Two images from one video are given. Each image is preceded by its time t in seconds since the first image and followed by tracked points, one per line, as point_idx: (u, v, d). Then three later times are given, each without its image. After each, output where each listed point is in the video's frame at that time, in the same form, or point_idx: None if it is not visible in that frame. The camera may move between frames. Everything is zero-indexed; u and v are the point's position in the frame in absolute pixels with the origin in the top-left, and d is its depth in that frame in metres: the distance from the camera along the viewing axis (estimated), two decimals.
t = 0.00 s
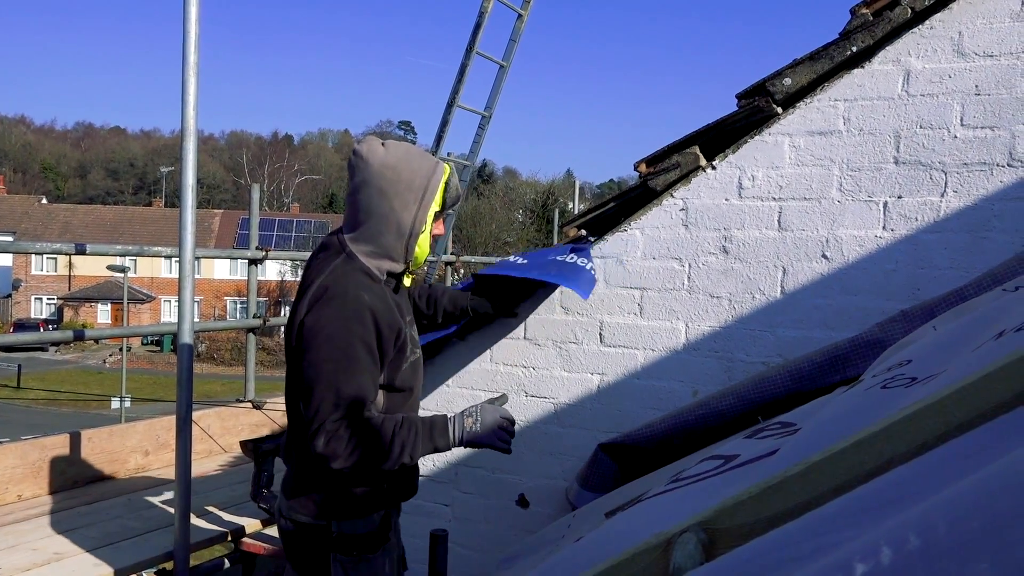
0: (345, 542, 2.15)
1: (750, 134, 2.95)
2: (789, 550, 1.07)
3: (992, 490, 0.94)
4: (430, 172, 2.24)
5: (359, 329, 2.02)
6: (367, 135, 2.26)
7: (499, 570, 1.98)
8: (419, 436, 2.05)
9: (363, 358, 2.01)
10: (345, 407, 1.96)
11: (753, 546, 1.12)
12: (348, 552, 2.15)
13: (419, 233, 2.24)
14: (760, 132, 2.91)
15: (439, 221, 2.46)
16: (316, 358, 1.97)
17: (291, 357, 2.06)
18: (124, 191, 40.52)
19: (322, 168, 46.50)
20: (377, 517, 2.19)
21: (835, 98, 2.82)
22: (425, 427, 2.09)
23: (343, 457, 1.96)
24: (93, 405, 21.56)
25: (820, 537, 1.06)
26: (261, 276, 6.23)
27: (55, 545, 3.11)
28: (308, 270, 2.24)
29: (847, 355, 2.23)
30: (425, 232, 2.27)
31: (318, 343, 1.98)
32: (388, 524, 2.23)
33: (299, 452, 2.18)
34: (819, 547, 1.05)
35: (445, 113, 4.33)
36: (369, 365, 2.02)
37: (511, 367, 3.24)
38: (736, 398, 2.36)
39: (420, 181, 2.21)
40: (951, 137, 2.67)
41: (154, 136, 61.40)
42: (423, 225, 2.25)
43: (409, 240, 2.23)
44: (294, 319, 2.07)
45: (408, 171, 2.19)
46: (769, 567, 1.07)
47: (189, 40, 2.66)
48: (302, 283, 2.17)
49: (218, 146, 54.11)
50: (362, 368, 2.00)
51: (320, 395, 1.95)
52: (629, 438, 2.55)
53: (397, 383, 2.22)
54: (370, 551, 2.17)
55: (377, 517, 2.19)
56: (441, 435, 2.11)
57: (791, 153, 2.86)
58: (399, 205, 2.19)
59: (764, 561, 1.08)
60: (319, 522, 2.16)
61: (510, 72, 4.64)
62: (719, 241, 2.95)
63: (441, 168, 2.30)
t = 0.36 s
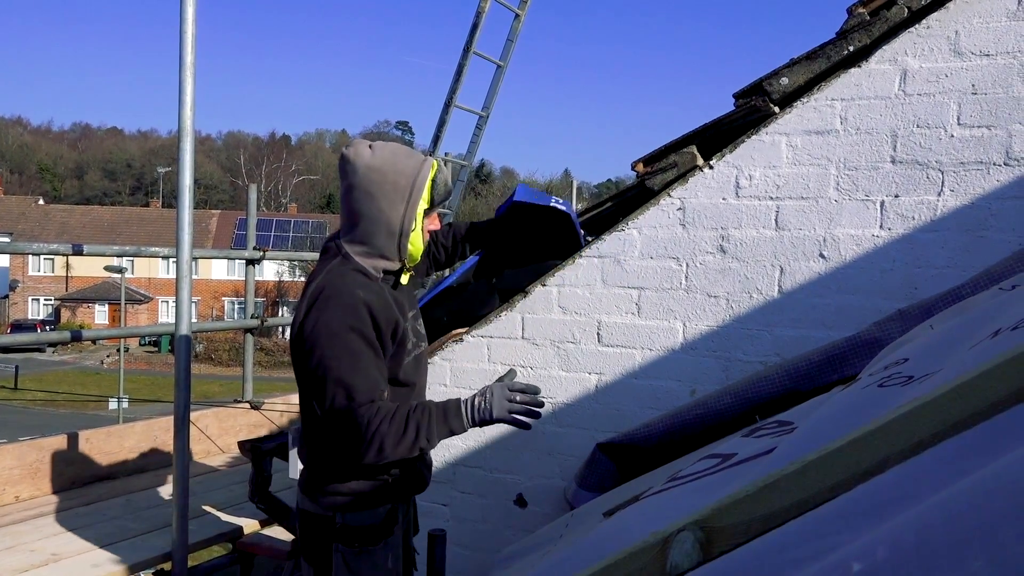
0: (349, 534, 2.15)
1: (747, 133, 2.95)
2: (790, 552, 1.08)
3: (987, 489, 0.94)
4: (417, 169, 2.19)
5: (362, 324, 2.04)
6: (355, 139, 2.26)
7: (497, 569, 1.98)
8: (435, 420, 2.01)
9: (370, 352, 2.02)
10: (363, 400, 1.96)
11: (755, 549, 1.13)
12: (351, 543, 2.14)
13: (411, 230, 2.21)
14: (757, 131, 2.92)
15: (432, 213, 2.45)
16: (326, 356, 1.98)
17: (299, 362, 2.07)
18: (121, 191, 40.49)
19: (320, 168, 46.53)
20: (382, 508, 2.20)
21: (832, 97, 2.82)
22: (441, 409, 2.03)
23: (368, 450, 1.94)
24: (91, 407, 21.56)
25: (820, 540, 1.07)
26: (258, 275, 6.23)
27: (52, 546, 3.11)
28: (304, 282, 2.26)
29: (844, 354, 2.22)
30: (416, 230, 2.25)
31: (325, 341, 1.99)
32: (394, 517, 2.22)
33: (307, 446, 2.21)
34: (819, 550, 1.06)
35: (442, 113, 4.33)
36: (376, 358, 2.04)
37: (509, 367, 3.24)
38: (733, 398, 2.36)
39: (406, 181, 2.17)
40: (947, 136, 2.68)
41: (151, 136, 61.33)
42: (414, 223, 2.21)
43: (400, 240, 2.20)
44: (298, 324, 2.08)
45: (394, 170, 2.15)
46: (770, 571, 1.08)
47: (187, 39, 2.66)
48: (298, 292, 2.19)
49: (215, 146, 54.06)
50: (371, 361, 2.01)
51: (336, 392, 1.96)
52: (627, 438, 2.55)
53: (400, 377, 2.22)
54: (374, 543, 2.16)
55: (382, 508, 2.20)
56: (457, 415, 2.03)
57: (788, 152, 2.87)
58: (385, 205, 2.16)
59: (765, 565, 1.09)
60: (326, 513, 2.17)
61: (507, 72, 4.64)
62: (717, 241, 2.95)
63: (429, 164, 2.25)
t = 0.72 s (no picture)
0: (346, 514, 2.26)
1: (747, 134, 2.96)
2: (784, 544, 1.08)
3: (985, 484, 0.94)
4: (415, 167, 2.22)
5: (389, 300, 2.14)
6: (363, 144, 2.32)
7: (496, 569, 1.98)
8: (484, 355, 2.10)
9: (406, 323, 2.14)
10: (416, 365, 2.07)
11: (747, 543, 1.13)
12: (346, 523, 2.26)
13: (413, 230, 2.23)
14: (756, 131, 2.92)
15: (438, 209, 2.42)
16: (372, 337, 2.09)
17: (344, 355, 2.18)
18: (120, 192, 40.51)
19: (319, 169, 46.47)
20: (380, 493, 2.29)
21: (831, 98, 2.83)
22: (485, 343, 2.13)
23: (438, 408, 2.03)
24: (89, 408, 21.56)
25: (813, 532, 1.07)
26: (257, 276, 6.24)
27: (51, 547, 3.11)
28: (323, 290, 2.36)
29: (842, 353, 2.23)
30: (419, 228, 2.28)
31: (364, 324, 2.10)
32: (391, 501, 2.31)
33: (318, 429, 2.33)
34: (813, 541, 1.05)
35: (441, 114, 4.33)
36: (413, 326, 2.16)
37: (508, 368, 3.24)
38: (732, 398, 2.36)
39: (404, 182, 2.20)
40: (945, 136, 2.68)
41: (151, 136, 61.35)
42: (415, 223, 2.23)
43: (402, 239, 2.23)
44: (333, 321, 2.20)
45: (392, 171, 2.19)
46: (762, 563, 1.07)
47: (184, 42, 2.77)
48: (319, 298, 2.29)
49: (214, 147, 54.11)
50: (410, 330, 2.13)
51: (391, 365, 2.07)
52: (626, 438, 2.55)
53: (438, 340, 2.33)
54: (368, 524, 2.26)
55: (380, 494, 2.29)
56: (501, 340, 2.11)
57: (787, 152, 2.87)
58: (386, 205, 2.21)
59: (758, 556, 1.09)
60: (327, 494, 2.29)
61: (506, 73, 4.65)
62: (716, 241, 2.95)
63: (428, 163, 2.27)
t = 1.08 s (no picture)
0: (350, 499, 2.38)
1: (746, 133, 2.96)
2: (787, 545, 1.07)
3: (986, 485, 0.94)
4: (419, 165, 2.38)
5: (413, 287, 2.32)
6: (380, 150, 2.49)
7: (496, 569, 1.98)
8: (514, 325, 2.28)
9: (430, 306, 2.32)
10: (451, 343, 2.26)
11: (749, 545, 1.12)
12: (349, 508, 2.37)
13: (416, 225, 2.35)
14: (755, 131, 2.92)
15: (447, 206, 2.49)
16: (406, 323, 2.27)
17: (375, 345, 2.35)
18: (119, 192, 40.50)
19: (318, 169, 46.46)
20: (384, 481, 2.41)
21: (830, 97, 2.83)
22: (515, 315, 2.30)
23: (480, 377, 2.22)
24: (88, 408, 21.55)
25: (815, 535, 1.07)
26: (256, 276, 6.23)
27: (50, 547, 3.11)
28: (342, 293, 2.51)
29: (842, 353, 2.23)
30: (424, 225, 2.39)
31: (395, 312, 2.27)
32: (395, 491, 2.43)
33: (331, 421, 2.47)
34: (816, 543, 1.05)
35: (440, 114, 4.34)
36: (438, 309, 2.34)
37: (508, 367, 3.24)
38: (731, 398, 2.37)
39: (409, 178, 2.35)
40: (945, 136, 2.68)
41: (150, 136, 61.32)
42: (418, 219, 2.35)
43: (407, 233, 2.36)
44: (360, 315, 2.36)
45: (395, 168, 2.34)
46: (764, 564, 1.07)
47: (183, 41, 2.77)
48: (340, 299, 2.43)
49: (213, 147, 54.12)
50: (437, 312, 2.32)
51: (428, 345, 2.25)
52: (626, 438, 2.56)
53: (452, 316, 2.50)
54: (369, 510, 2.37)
55: (384, 481, 2.41)
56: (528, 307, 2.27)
57: (786, 152, 2.87)
58: (390, 201, 2.36)
59: (760, 558, 1.09)
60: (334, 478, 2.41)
61: (505, 73, 4.65)
62: (715, 241, 2.95)
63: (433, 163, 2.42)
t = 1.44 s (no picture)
0: (356, 500, 2.63)
1: (748, 133, 2.96)
2: (793, 548, 1.07)
3: (994, 489, 0.94)
4: (420, 166, 2.74)
5: (424, 277, 2.68)
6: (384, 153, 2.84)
7: (498, 570, 1.98)
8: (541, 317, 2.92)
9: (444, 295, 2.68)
10: (465, 323, 2.66)
11: (755, 547, 1.12)
12: (357, 510, 2.62)
13: (417, 218, 2.72)
14: (756, 131, 2.92)
15: (447, 204, 2.86)
16: (427, 308, 2.61)
17: (391, 332, 2.64)
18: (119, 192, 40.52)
19: (318, 168, 46.46)
20: (389, 482, 2.68)
21: (832, 98, 2.83)
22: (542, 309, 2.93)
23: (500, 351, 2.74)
24: (89, 408, 21.57)
25: (820, 538, 1.06)
26: (257, 276, 6.24)
27: (52, 547, 3.11)
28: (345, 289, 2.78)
29: (844, 354, 2.23)
30: (424, 220, 2.75)
31: (413, 298, 2.61)
32: (399, 492, 2.70)
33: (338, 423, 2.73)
34: (823, 546, 1.05)
35: (440, 114, 4.34)
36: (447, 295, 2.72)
37: (508, 368, 3.24)
38: (733, 398, 2.37)
39: (412, 176, 2.71)
40: (946, 136, 2.68)
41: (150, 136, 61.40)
42: (419, 212, 2.72)
43: (408, 225, 2.72)
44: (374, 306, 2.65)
45: (397, 167, 2.73)
46: (770, 566, 1.07)
47: (186, 42, 2.77)
48: (349, 292, 2.71)
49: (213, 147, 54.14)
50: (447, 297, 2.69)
51: (447, 325, 2.63)
52: (628, 438, 2.56)
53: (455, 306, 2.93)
54: (376, 512, 2.63)
55: (388, 482, 2.68)
56: (556, 306, 2.96)
57: (787, 152, 2.87)
58: (393, 197, 2.72)
59: (767, 560, 1.08)
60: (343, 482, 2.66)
61: (505, 72, 4.65)
62: (716, 241, 2.95)
63: (435, 164, 2.78)
